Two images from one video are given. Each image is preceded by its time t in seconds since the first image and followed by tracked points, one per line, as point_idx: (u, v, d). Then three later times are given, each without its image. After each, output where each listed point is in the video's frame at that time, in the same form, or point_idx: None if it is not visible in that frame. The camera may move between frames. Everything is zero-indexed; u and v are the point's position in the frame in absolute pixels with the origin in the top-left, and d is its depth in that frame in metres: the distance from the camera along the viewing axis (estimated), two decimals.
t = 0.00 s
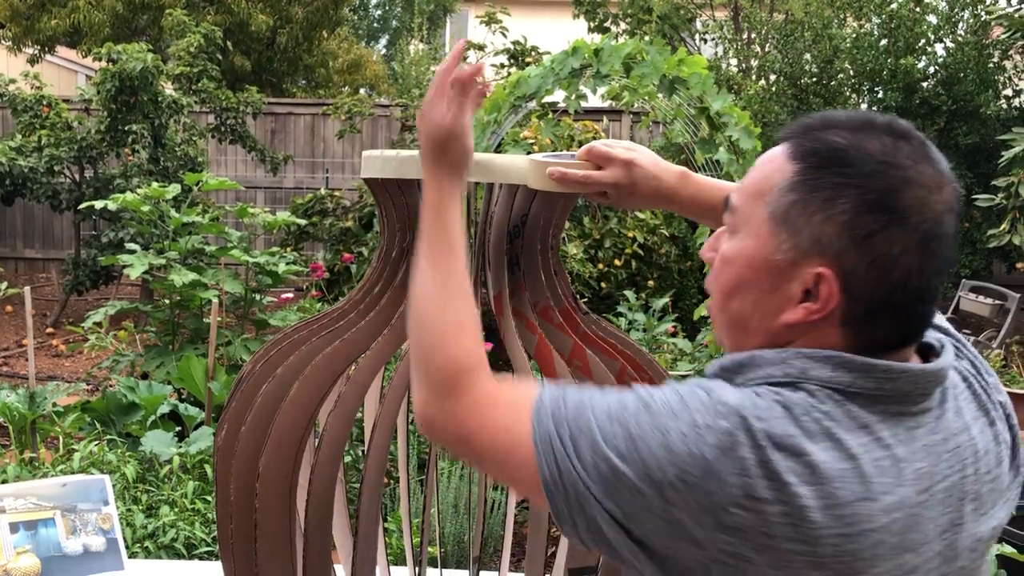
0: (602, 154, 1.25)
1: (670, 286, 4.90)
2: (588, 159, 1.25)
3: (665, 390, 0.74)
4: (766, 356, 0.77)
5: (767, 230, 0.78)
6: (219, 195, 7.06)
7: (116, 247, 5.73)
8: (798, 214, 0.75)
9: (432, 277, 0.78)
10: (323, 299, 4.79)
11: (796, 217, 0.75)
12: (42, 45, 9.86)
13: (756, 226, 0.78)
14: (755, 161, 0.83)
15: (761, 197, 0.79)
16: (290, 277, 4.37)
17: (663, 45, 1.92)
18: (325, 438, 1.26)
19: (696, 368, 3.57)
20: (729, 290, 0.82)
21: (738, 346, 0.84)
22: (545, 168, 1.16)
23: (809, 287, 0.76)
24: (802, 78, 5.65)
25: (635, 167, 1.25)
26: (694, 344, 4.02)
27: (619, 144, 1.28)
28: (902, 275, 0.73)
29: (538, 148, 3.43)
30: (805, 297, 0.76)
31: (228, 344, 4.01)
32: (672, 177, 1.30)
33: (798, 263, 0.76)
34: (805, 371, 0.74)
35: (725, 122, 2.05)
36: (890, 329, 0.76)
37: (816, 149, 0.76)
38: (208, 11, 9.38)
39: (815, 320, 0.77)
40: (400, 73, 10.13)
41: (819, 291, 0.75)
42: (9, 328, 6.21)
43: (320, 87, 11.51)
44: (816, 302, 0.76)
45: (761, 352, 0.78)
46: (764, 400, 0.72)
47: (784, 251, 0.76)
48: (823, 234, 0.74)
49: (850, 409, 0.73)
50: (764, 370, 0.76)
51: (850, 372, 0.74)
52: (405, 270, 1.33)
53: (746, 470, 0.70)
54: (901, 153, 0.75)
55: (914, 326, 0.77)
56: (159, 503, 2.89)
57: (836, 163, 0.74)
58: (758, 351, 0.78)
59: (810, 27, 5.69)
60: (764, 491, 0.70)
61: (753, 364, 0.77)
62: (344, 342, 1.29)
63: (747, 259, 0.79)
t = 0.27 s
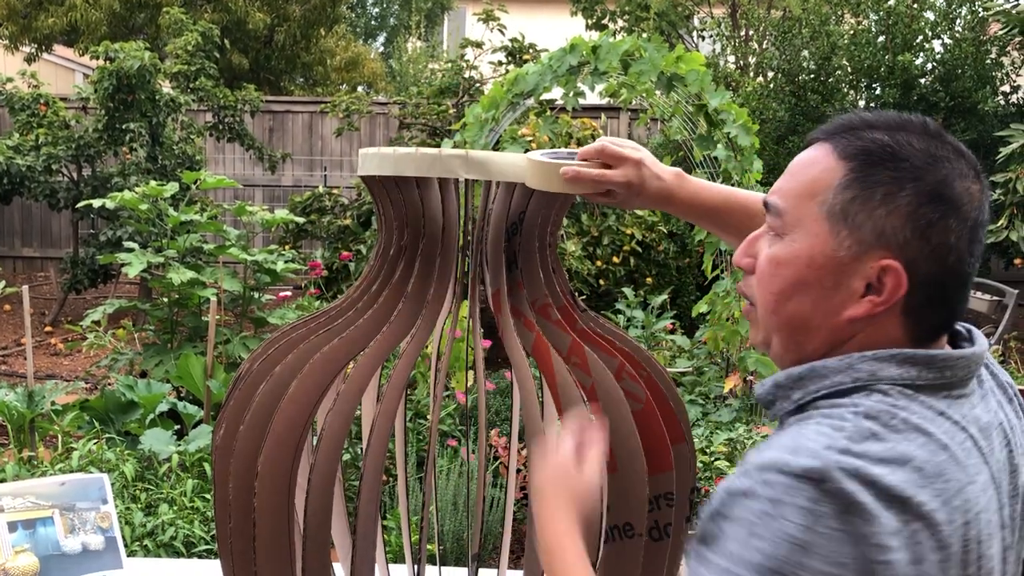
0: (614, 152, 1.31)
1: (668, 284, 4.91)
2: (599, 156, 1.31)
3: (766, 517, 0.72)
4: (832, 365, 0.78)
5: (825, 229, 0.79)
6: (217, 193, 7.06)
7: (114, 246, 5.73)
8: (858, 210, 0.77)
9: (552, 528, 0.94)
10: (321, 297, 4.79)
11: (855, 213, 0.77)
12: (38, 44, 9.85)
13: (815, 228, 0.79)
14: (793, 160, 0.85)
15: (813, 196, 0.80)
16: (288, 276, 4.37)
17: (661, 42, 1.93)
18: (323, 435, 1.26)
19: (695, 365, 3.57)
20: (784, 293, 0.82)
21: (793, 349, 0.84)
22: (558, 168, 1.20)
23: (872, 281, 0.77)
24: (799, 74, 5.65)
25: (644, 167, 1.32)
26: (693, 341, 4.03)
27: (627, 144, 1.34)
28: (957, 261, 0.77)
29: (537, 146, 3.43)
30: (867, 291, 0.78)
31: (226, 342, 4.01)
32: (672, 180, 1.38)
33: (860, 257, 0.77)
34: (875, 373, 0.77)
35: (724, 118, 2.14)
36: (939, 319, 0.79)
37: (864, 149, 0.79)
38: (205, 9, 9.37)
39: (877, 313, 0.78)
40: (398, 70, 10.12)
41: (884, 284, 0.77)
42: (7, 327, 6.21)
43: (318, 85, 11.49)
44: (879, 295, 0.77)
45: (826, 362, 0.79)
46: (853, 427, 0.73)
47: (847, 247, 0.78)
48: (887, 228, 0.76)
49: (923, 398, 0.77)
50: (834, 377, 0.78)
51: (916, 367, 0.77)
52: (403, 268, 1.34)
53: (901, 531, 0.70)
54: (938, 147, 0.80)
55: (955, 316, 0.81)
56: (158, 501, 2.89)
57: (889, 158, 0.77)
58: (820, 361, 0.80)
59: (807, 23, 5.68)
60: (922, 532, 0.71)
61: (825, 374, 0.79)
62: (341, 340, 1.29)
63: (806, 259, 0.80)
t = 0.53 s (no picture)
0: (611, 155, 1.30)
1: (664, 282, 4.91)
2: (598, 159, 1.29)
3: (881, 526, 0.76)
4: (870, 358, 0.85)
5: (848, 230, 0.85)
6: (214, 192, 7.06)
7: (110, 245, 5.72)
8: (878, 208, 0.83)
9: None
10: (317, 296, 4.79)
11: (875, 212, 0.83)
12: (33, 43, 9.81)
13: (837, 230, 0.86)
14: (805, 167, 0.91)
15: (832, 200, 0.87)
16: (285, 275, 4.37)
17: (656, 41, 1.94)
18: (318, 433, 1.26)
19: (692, 363, 3.56)
20: (812, 294, 0.88)
21: (819, 346, 0.91)
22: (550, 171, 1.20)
23: (896, 276, 0.84)
24: (795, 73, 5.68)
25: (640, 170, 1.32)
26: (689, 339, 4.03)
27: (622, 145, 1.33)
28: (972, 250, 0.84)
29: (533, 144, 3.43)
30: (892, 286, 0.84)
31: (223, 341, 4.01)
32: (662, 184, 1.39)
33: (884, 254, 0.83)
34: (914, 363, 0.84)
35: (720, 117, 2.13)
36: (957, 305, 0.87)
37: (877, 151, 0.86)
38: (201, 7, 9.35)
39: (902, 305, 0.85)
40: (394, 69, 10.10)
41: (908, 278, 0.83)
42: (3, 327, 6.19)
43: (314, 84, 11.47)
44: (905, 289, 0.84)
45: (865, 356, 0.86)
46: (914, 419, 0.80)
47: (871, 245, 0.84)
48: (908, 224, 0.82)
49: (959, 384, 0.85)
50: (874, 371, 0.85)
51: (948, 353, 0.85)
52: (396, 266, 1.34)
53: (988, 505, 0.78)
54: (945, 144, 0.87)
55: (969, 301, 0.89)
56: (154, 500, 2.89)
57: (900, 157, 0.84)
58: (859, 356, 0.87)
59: (803, 22, 5.67)
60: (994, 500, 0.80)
61: (866, 367, 0.85)
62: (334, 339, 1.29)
63: (831, 260, 0.86)
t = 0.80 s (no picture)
0: (599, 150, 1.32)
1: (659, 281, 4.91)
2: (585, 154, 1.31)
3: (899, 511, 0.76)
4: (886, 351, 0.87)
5: (860, 224, 0.86)
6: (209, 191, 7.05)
7: (105, 244, 5.70)
8: (890, 204, 0.85)
9: None
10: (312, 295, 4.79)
11: (887, 207, 0.85)
12: (28, 41, 9.78)
13: (850, 225, 0.87)
14: (810, 166, 0.92)
15: (842, 196, 0.88)
16: (280, 274, 4.36)
17: (652, 40, 1.94)
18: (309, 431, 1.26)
19: (686, 362, 3.56)
20: (827, 289, 0.89)
21: (832, 342, 0.92)
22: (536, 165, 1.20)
23: (910, 270, 0.85)
24: (790, 72, 5.69)
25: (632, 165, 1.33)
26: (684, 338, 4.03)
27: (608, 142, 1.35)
28: (978, 243, 0.86)
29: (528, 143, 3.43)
30: (906, 280, 0.86)
31: (217, 340, 4.01)
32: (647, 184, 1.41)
33: (897, 249, 0.85)
34: (931, 356, 0.86)
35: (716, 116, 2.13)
36: (965, 300, 0.88)
37: (886, 148, 0.87)
38: (196, 6, 9.33)
39: (916, 299, 0.86)
40: (390, 68, 10.10)
41: (922, 271, 0.85)
42: None
43: (310, 83, 11.45)
44: (918, 282, 0.85)
45: (881, 349, 0.88)
46: (932, 409, 0.81)
47: (884, 240, 0.85)
48: (920, 218, 0.84)
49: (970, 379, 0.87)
50: (892, 363, 0.87)
51: (961, 348, 0.87)
52: (387, 264, 1.34)
53: (1001, 498, 0.79)
54: (949, 141, 0.89)
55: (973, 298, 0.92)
56: (148, 500, 2.89)
57: (908, 154, 0.86)
58: (876, 349, 0.88)
59: (798, 21, 5.67)
60: (1009, 496, 0.81)
61: (883, 360, 0.87)
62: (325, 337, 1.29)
63: (845, 255, 0.87)
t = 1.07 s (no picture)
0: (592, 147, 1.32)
1: (655, 281, 4.92)
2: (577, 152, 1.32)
3: (886, 510, 0.76)
4: (874, 352, 0.88)
5: (845, 227, 0.87)
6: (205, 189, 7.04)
7: (100, 242, 5.70)
8: (874, 206, 0.85)
9: None
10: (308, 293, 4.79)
11: (871, 209, 0.85)
12: (24, 39, 9.77)
13: (834, 227, 0.88)
14: (802, 167, 0.93)
15: (829, 198, 0.89)
16: (276, 273, 4.36)
17: (648, 40, 1.94)
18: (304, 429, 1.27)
19: (681, 361, 3.56)
20: (812, 290, 0.90)
21: (818, 343, 0.93)
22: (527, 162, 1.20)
23: (894, 273, 0.85)
24: (786, 72, 5.70)
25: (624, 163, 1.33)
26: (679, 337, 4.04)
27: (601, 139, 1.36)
28: (968, 247, 0.86)
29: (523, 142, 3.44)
30: (890, 283, 0.86)
31: (213, 339, 4.00)
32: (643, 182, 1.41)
33: (882, 251, 0.85)
34: (920, 358, 0.86)
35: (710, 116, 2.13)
36: (956, 302, 0.89)
37: (873, 149, 0.88)
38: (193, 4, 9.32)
39: (900, 302, 0.87)
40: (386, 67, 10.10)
41: (905, 274, 0.85)
42: None
43: (306, 81, 11.44)
44: (902, 286, 0.86)
45: (868, 350, 0.88)
46: (922, 410, 0.82)
47: (867, 242, 0.85)
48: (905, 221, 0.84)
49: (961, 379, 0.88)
50: (880, 364, 0.87)
51: (951, 349, 0.88)
52: (382, 262, 1.34)
53: (988, 500, 0.80)
54: (940, 144, 0.88)
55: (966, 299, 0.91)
56: (143, 498, 2.89)
57: (894, 156, 0.86)
58: (864, 351, 0.89)
59: (794, 21, 5.69)
60: (997, 498, 0.82)
61: (871, 361, 0.87)
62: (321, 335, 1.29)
63: (829, 257, 0.88)
